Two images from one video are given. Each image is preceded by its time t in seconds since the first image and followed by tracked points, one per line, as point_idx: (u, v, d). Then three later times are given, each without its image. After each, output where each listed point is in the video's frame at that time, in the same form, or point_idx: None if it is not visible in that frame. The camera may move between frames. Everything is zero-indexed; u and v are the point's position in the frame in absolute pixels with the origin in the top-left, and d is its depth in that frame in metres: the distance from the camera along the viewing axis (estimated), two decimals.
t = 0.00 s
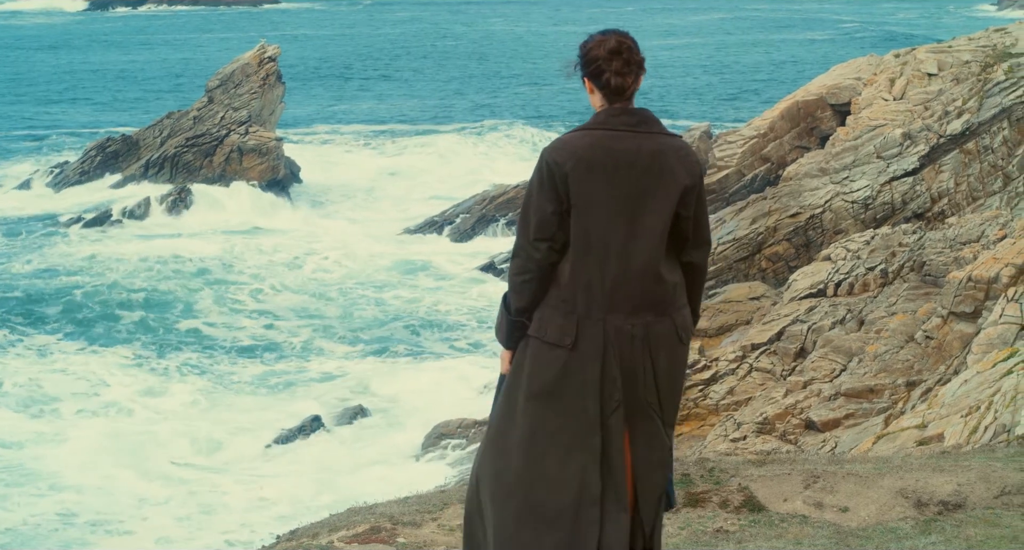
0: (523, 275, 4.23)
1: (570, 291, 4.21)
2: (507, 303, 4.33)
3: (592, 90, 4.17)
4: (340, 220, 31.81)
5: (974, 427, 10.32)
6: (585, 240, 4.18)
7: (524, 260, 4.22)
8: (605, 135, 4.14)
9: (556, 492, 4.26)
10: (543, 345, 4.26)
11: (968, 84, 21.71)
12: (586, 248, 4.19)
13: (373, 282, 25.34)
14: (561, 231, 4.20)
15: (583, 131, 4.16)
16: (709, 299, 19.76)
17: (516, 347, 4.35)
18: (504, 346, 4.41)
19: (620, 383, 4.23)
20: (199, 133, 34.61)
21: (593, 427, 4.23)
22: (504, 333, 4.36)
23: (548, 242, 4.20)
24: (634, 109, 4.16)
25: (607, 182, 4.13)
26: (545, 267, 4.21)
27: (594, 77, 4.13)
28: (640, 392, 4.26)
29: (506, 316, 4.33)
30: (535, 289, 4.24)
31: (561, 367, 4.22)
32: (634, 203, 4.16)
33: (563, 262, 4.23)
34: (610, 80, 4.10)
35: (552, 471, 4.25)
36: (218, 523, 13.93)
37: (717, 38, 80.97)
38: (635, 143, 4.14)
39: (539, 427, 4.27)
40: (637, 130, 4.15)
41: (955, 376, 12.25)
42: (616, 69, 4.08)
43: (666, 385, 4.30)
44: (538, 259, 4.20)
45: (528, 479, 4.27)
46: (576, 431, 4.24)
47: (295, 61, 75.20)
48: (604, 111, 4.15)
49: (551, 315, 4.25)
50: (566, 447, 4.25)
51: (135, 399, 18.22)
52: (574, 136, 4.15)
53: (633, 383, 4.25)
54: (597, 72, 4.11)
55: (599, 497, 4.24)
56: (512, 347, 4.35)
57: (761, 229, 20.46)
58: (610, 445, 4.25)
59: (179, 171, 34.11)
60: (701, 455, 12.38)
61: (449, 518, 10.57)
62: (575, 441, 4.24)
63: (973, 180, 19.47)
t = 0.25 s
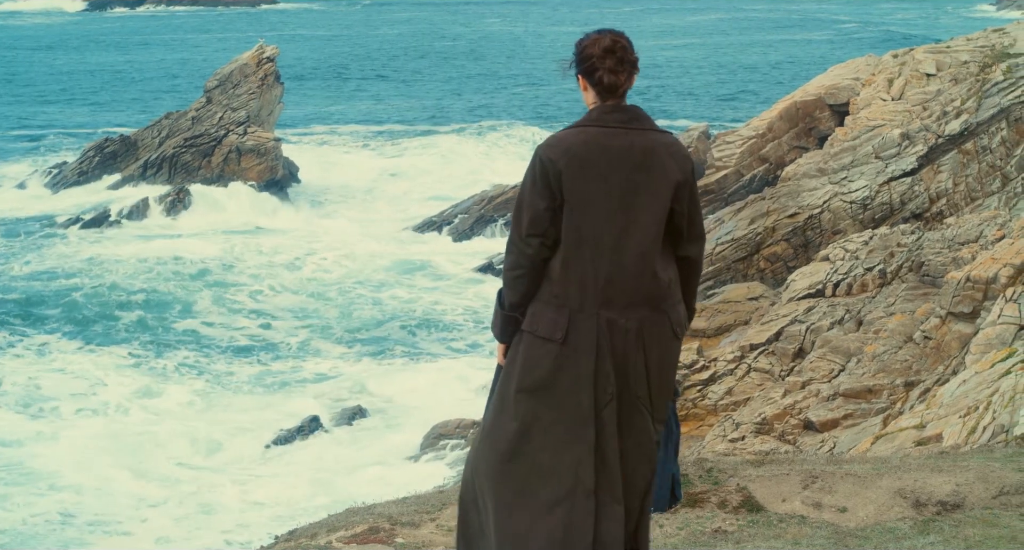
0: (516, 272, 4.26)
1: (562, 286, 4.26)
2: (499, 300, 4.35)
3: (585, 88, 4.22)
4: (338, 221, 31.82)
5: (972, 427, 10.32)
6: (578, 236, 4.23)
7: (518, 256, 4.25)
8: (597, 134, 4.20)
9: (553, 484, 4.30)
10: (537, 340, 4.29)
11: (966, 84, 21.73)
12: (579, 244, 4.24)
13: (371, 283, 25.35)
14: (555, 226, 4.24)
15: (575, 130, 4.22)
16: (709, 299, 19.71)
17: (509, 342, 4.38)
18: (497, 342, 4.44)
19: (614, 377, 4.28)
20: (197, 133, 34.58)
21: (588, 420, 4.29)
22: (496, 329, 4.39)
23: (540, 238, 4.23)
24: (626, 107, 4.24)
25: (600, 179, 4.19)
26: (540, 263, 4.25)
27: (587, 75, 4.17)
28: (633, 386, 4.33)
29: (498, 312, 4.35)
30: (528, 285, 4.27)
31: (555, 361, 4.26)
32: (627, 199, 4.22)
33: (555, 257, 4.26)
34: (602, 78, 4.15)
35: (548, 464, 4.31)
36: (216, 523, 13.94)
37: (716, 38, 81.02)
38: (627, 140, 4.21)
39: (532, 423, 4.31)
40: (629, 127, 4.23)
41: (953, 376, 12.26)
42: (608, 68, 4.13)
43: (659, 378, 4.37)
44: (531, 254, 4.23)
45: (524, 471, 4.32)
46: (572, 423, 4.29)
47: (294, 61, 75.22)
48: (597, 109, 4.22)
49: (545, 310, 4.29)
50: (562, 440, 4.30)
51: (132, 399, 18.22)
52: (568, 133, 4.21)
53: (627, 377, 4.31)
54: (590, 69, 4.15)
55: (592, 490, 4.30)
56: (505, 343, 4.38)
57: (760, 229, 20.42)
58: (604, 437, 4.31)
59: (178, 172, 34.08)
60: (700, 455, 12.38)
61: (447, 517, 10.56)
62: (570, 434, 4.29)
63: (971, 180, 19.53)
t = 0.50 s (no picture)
0: (512, 267, 4.17)
1: (557, 280, 4.17)
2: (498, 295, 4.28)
3: (579, 86, 4.18)
4: (338, 220, 31.83)
5: (972, 427, 10.32)
6: (572, 231, 4.14)
7: (513, 251, 4.16)
8: (593, 129, 4.13)
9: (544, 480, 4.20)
10: (532, 336, 4.21)
11: (966, 84, 21.74)
12: (573, 240, 4.15)
13: (371, 282, 25.36)
14: (549, 222, 4.16)
15: (570, 126, 4.14)
16: (708, 298, 19.70)
17: (507, 337, 4.31)
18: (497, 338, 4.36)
19: (606, 372, 4.19)
20: (197, 133, 34.59)
21: (580, 416, 4.19)
22: (496, 325, 4.33)
23: (536, 234, 4.15)
24: (619, 103, 4.17)
25: (594, 175, 4.11)
26: (534, 258, 4.16)
27: (580, 73, 4.14)
28: (626, 381, 4.23)
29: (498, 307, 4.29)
30: (523, 280, 4.19)
31: (549, 355, 4.17)
32: (621, 194, 4.14)
33: (549, 253, 4.18)
34: (594, 75, 4.11)
35: (541, 460, 4.21)
36: (216, 523, 13.95)
37: (716, 38, 81.04)
38: (620, 137, 4.14)
39: (525, 417, 4.21)
40: (623, 124, 4.16)
41: (953, 376, 12.25)
42: (600, 64, 4.09)
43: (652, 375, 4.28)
44: (525, 250, 4.15)
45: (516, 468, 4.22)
46: (565, 419, 4.19)
47: (293, 61, 75.22)
48: (591, 105, 4.15)
49: (539, 306, 4.21)
50: (555, 435, 4.20)
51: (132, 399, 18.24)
52: (562, 130, 4.13)
53: (619, 372, 4.22)
54: (583, 68, 4.11)
55: (583, 484, 4.21)
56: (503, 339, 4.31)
57: (759, 228, 20.40)
58: (597, 434, 4.22)
59: (177, 171, 34.09)
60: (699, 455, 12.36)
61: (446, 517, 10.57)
62: (563, 430, 4.19)
63: (971, 180, 19.55)
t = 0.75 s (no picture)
0: (504, 266, 4.27)
1: (546, 279, 4.26)
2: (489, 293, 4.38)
3: (572, 89, 4.28)
4: (337, 221, 31.82)
5: (971, 427, 10.32)
6: (562, 231, 4.24)
7: (504, 250, 4.26)
8: (583, 132, 4.24)
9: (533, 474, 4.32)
10: (522, 334, 4.31)
11: (966, 84, 21.74)
12: (563, 240, 4.25)
13: (370, 282, 25.35)
14: (540, 221, 4.26)
15: (562, 129, 4.25)
16: (707, 299, 19.69)
17: (499, 334, 4.40)
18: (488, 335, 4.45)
19: (594, 369, 4.29)
20: (197, 133, 34.60)
21: (568, 412, 4.29)
22: (487, 323, 4.42)
23: (526, 234, 4.25)
24: (612, 105, 4.28)
25: (583, 176, 4.21)
26: (524, 257, 4.26)
27: (573, 76, 4.24)
28: (614, 379, 4.34)
29: (489, 305, 4.38)
30: (514, 279, 4.28)
31: (538, 353, 4.27)
32: (610, 194, 4.23)
33: (540, 253, 4.28)
34: (587, 77, 4.21)
35: (530, 455, 4.32)
36: (215, 523, 13.95)
37: (716, 38, 81.03)
38: (610, 138, 4.25)
39: (515, 413, 4.30)
40: (614, 126, 4.26)
41: (952, 376, 12.25)
42: (593, 67, 4.19)
43: (640, 372, 4.37)
44: (516, 249, 4.25)
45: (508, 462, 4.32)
46: (554, 415, 4.30)
47: (293, 61, 75.20)
48: (583, 108, 4.27)
49: (529, 304, 4.30)
50: (545, 431, 4.30)
51: (132, 399, 18.25)
52: (554, 132, 4.25)
53: (608, 370, 4.32)
54: (575, 71, 4.21)
55: (572, 479, 4.32)
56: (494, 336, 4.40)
57: (759, 229, 20.39)
58: (586, 430, 4.33)
59: (177, 172, 34.10)
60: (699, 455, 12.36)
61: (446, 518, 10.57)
62: (552, 426, 4.30)
63: (970, 180, 19.56)
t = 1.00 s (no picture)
0: (494, 269, 4.29)
1: (535, 281, 4.28)
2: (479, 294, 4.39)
3: (563, 94, 4.30)
4: (337, 220, 31.82)
5: (971, 427, 10.32)
6: (550, 234, 4.25)
7: (493, 253, 4.28)
8: (571, 137, 4.25)
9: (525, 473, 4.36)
10: (512, 336, 4.33)
11: (966, 83, 21.75)
12: (551, 243, 4.26)
13: (371, 281, 25.33)
14: (529, 225, 4.27)
15: (551, 133, 4.27)
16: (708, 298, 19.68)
17: (489, 335, 4.42)
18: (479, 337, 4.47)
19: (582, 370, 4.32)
20: (197, 132, 34.59)
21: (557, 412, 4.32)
22: (478, 325, 4.44)
23: (515, 237, 4.26)
24: (600, 111, 4.30)
25: (571, 180, 4.23)
26: (514, 260, 4.28)
27: (564, 81, 4.26)
28: (603, 380, 4.36)
29: (480, 306, 4.40)
30: (504, 281, 4.30)
31: (528, 354, 4.30)
32: (598, 197, 4.25)
33: (529, 256, 4.29)
34: (577, 82, 4.23)
35: (521, 455, 4.35)
36: (216, 522, 13.95)
37: (716, 37, 81.03)
38: (598, 143, 4.26)
39: (506, 413, 4.34)
40: (602, 132, 4.28)
41: (953, 375, 12.24)
42: (583, 72, 4.22)
43: (630, 373, 4.38)
44: (505, 252, 4.26)
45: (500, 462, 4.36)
46: (544, 415, 4.33)
47: (293, 61, 75.15)
48: (572, 113, 4.29)
49: (519, 306, 4.33)
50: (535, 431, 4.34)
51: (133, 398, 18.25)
52: (542, 137, 4.26)
53: (596, 371, 4.34)
54: (566, 76, 4.24)
55: (564, 478, 4.35)
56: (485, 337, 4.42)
57: (759, 228, 20.37)
58: (575, 430, 4.36)
59: (177, 171, 34.10)
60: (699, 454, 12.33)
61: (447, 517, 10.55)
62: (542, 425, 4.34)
63: (970, 180, 19.57)
